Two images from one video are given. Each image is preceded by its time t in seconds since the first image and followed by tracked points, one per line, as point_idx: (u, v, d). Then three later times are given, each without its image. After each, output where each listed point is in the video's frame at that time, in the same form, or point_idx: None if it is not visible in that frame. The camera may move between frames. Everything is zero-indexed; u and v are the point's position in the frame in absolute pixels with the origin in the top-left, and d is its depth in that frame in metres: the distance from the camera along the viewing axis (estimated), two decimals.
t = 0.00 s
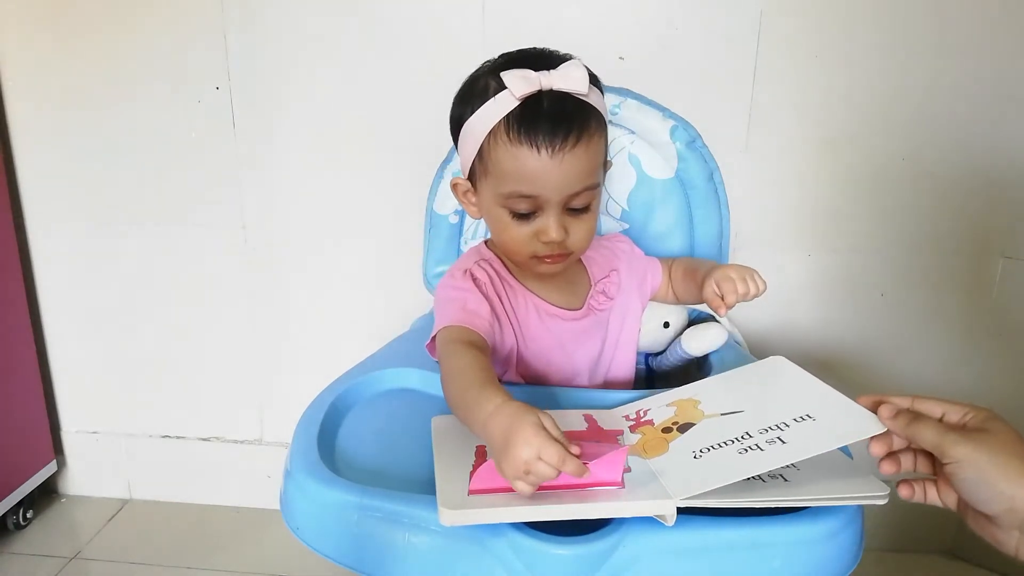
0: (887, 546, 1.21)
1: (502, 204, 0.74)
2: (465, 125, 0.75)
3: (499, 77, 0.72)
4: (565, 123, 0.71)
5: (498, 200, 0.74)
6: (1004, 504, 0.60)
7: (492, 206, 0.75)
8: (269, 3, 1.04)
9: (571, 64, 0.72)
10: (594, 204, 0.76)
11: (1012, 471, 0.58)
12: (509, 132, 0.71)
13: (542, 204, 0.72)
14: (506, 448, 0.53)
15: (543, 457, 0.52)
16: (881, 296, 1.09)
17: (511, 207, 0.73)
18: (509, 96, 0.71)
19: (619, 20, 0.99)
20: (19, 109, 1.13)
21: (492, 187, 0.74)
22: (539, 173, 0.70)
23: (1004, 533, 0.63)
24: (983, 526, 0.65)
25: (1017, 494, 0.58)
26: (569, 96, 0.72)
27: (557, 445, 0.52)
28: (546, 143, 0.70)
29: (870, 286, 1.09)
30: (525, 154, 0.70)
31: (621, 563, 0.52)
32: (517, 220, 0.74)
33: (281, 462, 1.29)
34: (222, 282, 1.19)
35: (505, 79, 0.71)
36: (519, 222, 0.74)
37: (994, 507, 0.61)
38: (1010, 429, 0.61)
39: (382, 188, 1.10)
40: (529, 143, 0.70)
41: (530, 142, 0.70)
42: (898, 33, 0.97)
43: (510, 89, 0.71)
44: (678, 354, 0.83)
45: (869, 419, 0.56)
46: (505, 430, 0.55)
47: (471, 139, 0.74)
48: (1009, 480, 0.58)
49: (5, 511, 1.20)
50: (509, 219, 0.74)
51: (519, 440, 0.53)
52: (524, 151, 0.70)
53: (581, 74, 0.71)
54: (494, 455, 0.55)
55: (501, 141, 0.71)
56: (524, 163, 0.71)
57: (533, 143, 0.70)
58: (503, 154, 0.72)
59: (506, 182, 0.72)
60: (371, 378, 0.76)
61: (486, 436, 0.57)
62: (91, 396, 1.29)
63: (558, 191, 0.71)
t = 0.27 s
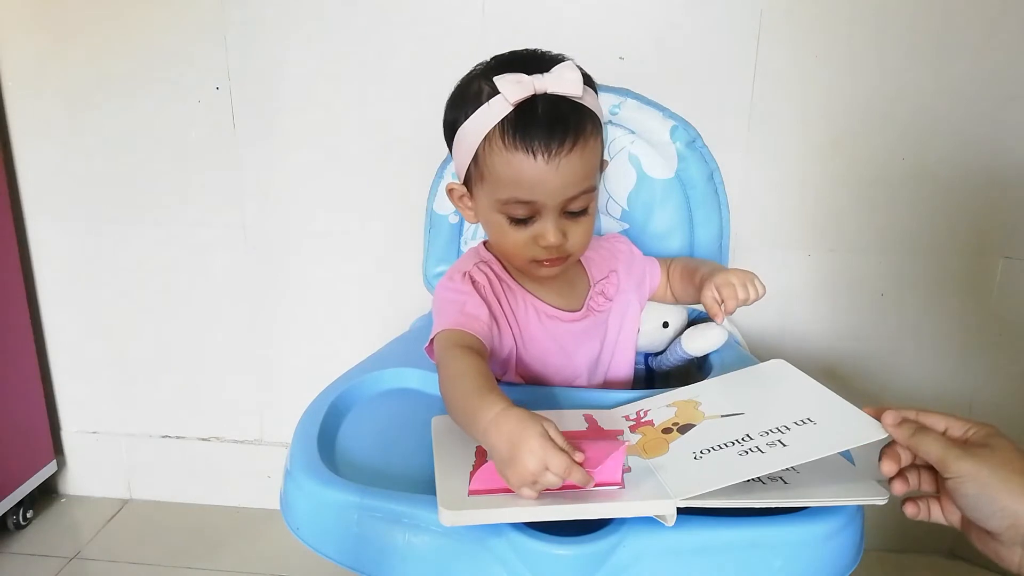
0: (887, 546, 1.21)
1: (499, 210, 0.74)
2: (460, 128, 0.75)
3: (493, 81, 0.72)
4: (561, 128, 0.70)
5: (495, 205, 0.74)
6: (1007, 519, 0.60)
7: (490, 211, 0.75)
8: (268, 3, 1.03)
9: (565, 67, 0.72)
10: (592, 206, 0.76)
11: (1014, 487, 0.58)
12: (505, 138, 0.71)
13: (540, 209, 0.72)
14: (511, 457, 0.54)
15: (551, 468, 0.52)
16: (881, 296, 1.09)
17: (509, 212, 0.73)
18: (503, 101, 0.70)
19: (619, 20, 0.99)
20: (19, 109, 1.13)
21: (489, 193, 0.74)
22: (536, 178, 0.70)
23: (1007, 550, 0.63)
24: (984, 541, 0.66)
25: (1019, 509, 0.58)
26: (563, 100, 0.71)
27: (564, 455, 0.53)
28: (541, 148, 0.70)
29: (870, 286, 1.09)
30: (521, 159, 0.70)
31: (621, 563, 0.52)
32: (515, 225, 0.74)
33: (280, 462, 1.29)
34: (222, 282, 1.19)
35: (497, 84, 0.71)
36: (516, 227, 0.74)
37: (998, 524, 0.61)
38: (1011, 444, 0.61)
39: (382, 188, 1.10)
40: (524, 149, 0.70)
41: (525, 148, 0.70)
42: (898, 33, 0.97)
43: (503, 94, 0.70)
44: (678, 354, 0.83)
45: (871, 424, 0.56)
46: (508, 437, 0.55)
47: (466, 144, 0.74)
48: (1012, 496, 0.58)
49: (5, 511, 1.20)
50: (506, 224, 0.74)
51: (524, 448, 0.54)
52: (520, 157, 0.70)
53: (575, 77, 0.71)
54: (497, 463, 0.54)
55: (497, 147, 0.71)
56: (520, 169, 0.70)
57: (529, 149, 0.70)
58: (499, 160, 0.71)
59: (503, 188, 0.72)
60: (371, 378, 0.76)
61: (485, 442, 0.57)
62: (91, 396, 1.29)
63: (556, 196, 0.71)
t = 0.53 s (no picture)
0: (887, 546, 1.21)
1: (499, 212, 0.74)
2: (459, 130, 0.75)
3: (491, 84, 0.72)
4: (560, 130, 0.70)
5: (494, 207, 0.74)
6: (1008, 517, 0.59)
7: (489, 214, 0.75)
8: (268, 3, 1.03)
9: (564, 69, 0.72)
10: (591, 208, 0.76)
11: (1015, 483, 0.58)
12: (503, 141, 0.71)
13: (539, 211, 0.72)
14: (516, 457, 0.53)
15: (556, 465, 0.52)
16: (881, 296, 1.09)
17: (508, 215, 0.73)
18: (502, 104, 0.70)
19: (619, 20, 0.99)
20: (19, 109, 1.13)
21: (488, 195, 0.74)
22: (536, 181, 0.70)
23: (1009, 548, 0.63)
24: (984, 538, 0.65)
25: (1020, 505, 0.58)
26: (562, 102, 0.71)
27: (567, 450, 0.53)
28: (540, 151, 0.70)
29: (870, 286, 1.09)
30: (520, 162, 0.70)
31: (622, 563, 0.52)
32: (514, 228, 0.74)
33: (280, 463, 1.29)
34: (222, 282, 1.19)
35: (496, 86, 0.71)
36: (516, 229, 0.74)
37: (999, 521, 0.60)
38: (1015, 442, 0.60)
39: (381, 189, 1.10)
40: (523, 152, 0.70)
41: (524, 150, 0.70)
42: (898, 33, 0.97)
43: (502, 96, 0.70)
44: (677, 354, 0.83)
45: (870, 416, 0.55)
46: (509, 438, 0.55)
47: (465, 146, 0.74)
48: (1012, 492, 0.58)
49: (5, 511, 1.20)
50: (505, 226, 0.74)
51: (526, 448, 0.53)
52: (519, 160, 0.70)
53: (573, 79, 0.71)
54: (500, 463, 0.54)
55: (496, 149, 0.71)
56: (519, 172, 0.70)
57: (528, 152, 0.70)
58: (498, 162, 0.71)
59: (502, 190, 0.72)
60: (371, 378, 0.76)
61: (487, 444, 0.57)
62: (91, 396, 1.29)
63: (555, 199, 0.71)
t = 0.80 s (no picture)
0: (887, 546, 1.21)
1: (497, 216, 0.74)
2: (458, 133, 0.75)
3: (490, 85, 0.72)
4: (559, 135, 0.70)
5: (493, 211, 0.74)
6: None
7: (487, 217, 0.75)
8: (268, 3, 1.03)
9: (563, 71, 0.71)
10: (591, 211, 0.75)
11: None
12: (502, 145, 0.71)
13: (538, 215, 0.72)
14: (514, 466, 0.53)
15: (556, 477, 0.52)
16: (881, 296, 1.09)
17: (506, 218, 0.73)
18: (501, 108, 0.70)
19: (619, 20, 0.99)
20: (19, 109, 1.13)
21: (487, 198, 0.74)
22: (534, 186, 0.70)
23: None
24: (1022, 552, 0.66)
25: None
26: (561, 106, 0.71)
27: (566, 461, 0.53)
28: (539, 155, 0.70)
29: (870, 286, 1.09)
30: (518, 166, 0.70)
31: (622, 563, 0.52)
32: (513, 231, 0.74)
33: (280, 463, 1.29)
34: (222, 282, 1.19)
35: (495, 89, 0.71)
36: (515, 233, 0.74)
37: None
38: None
39: (381, 189, 1.10)
40: (522, 156, 0.70)
41: (523, 155, 0.70)
42: (898, 33, 0.97)
43: (500, 100, 0.70)
44: (676, 354, 0.84)
45: (864, 383, 0.54)
46: (507, 445, 0.55)
47: (463, 149, 0.74)
48: None
49: (5, 511, 1.20)
50: (504, 229, 0.74)
51: (525, 456, 0.53)
52: (518, 164, 0.70)
53: (571, 81, 0.71)
54: (499, 471, 0.54)
55: (494, 153, 0.71)
56: (518, 176, 0.70)
57: (527, 156, 0.70)
58: (497, 166, 0.71)
59: (501, 194, 0.72)
60: (371, 378, 0.76)
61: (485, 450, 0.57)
62: (91, 396, 1.29)
63: (554, 203, 0.71)
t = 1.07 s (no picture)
0: (887, 546, 1.21)
1: (489, 218, 0.74)
2: (449, 136, 0.75)
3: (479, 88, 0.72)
4: (546, 135, 0.70)
5: (485, 214, 0.74)
6: None
7: (480, 220, 0.75)
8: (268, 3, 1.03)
9: (551, 72, 0.71)
10: (584, 211, 0.75)
11: None
12: (490, 147, 0.71)
13: (529, 216, 0.71)
14: (504, 472, 0.53)
15: (547, 483, 0.52)
16: (881, 296, 1.09)
17: (498, 220, 0.73)
18: (488, 110, 0.71)
19: (619, 20, 0.99)
20: (19, 109, 1.13)
21: (478, 201, 0.74)
22: (523, 187, 0.70)
23: None
24: None
25: None
26: (548, 107, 0.71)
27: (558, 467, 0.52)
28: (527, 157, 0.69)
29: (870, 286, 1.09)
30: (506, 168, 0.70)
31: (622, 563, 0.52)
32: (506, 233, 0.73)
33: (280, 463, 1.29)
34: (222, 282, 1.19)
35: (482, 92, 0.71)
36: (507, 235, 0.74)
37: None
38: None
39: (381, 189, 1.10)
40: (510, 158, 0.70)
41: (511, 157, 0.70)
42: (898, 33, 0.97)
43: (487, 102, 0.70)
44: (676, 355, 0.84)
45: (863, 380, 0.54)
46: (499, 451, 0.54)
47: (454, 152, 0.74)
48: None
49: (5, 511, 1.20)
50: (497, 232, 0.74)
51: (517, 462, 0.53)
52: (506, 166, 0.70)
53: (559, 83, 0.71)
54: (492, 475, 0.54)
55: (482, 156, 0.71)
56: (507, 178, 0.70)
57: (514, 158, 0.70)
58: (486, 169, 0.71)
59: (491, 196, 0.72)
60: (371, 378, 0.76)
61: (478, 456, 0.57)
62: (91, 396, 1.29)
63: (544, 204, 0.71)
